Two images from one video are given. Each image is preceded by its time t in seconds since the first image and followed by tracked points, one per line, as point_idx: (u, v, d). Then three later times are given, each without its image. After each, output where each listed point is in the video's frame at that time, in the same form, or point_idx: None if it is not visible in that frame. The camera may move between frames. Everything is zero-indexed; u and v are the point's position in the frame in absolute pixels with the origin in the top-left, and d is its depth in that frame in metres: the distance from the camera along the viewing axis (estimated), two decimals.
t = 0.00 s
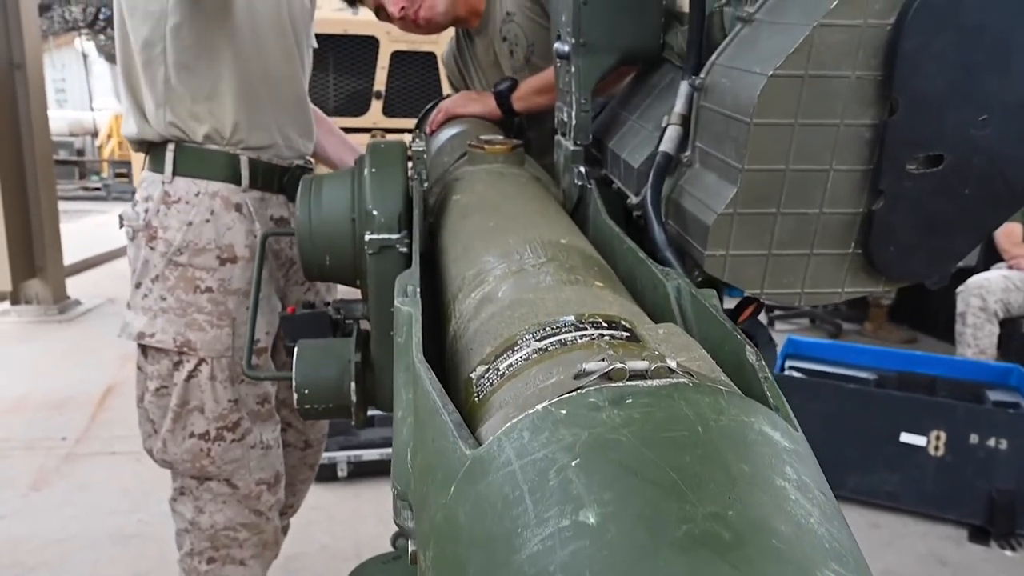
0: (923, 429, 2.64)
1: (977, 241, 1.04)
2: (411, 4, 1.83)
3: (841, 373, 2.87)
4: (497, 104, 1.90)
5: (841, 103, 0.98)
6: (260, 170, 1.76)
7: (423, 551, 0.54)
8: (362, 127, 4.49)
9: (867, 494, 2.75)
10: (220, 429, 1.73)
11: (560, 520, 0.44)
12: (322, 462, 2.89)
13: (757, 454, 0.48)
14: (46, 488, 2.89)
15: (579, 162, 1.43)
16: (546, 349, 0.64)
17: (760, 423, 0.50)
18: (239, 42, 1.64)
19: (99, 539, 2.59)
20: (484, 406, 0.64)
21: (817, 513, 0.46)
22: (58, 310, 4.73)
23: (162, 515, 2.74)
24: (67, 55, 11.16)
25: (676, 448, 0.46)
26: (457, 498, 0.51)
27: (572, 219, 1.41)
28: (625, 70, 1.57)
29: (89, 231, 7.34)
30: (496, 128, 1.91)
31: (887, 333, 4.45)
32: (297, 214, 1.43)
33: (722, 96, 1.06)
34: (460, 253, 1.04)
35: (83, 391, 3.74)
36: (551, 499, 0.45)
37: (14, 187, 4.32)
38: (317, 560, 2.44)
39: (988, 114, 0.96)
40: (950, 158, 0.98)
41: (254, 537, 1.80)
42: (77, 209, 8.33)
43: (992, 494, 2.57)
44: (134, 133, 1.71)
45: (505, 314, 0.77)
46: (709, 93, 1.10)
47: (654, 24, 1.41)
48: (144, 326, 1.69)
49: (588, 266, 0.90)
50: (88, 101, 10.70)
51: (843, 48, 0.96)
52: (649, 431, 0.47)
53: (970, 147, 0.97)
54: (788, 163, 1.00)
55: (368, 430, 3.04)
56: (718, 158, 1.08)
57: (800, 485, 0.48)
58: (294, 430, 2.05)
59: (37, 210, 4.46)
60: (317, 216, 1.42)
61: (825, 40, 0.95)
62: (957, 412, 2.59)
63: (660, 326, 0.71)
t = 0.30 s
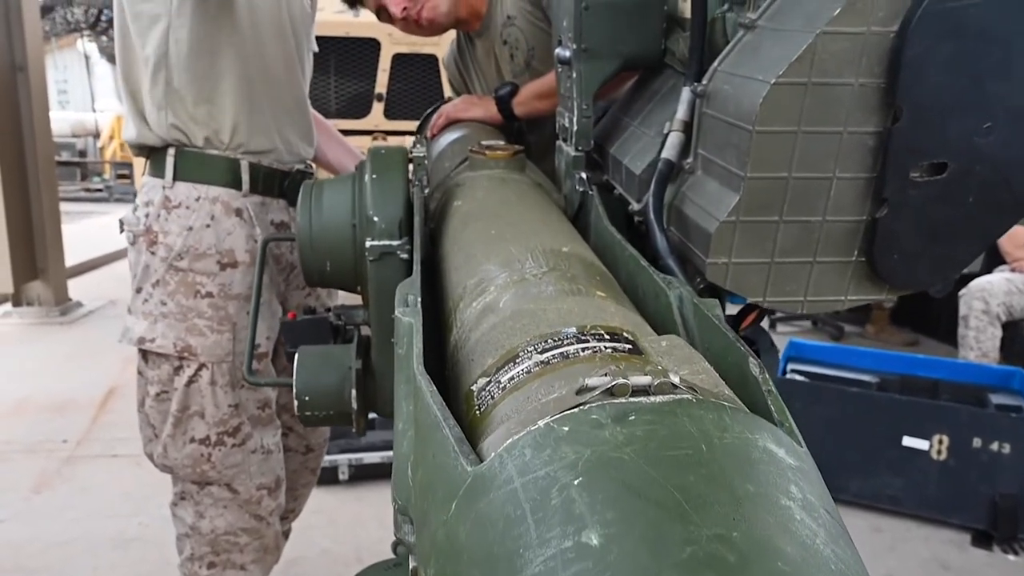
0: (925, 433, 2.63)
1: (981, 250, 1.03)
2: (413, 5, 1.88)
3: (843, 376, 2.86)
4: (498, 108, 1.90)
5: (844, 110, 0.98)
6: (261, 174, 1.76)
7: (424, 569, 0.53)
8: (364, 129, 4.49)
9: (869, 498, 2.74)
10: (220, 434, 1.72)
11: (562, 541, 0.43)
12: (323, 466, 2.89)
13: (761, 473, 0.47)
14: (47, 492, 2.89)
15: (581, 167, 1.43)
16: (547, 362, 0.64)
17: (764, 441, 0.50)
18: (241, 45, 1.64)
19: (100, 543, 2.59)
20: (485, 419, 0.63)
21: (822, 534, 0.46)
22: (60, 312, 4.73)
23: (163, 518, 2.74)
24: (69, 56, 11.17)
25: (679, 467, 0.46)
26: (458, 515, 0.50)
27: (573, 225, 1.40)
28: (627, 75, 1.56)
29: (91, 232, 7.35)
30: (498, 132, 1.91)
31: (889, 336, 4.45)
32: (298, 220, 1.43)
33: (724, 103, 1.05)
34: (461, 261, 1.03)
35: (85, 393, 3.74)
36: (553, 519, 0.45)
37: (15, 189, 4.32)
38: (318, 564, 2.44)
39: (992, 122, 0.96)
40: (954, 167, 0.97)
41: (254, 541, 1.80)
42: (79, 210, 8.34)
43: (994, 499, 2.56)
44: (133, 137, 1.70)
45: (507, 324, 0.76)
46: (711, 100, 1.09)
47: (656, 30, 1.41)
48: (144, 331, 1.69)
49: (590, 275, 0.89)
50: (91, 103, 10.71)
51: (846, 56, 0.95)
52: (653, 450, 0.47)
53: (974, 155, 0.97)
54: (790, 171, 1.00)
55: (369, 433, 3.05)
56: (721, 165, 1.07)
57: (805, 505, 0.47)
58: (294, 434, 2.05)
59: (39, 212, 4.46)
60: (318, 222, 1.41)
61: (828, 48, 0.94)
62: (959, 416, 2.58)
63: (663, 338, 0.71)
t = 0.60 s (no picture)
0: (930, 440, 2.62)
1: (987, 263, 1.02)
2: (421, 8, 1.94)
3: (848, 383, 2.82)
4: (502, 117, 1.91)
5: (850, 123, 0.97)
6: (264, 183, 1.75)
7: None
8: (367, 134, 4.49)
9: (873, 505, 2.73)
10: (224, 442, 1.72)
11: (568, 570, 0.43)
12: (326, 472, 2.88)
13: (769, 500, 0.47)
14: (50, 497, 2.89)
15: (585, 177, 1.43)
16: (552, 382, 0.63)
17: (771, 466, 0.49)
18: (247, 54, 1.66)
19: (102, 549, 2.59)
20: (489, 439, 0.63)
21: (832, 563, 0.45)
22: (64, 316, 4.74)
23: (166, 524, 2.74)
24: (73, 60, 11.21)
25: (686, 494, 0.45)
26: (462, 540, 0.50)
27: (577, 236, 1.40)
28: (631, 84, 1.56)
29: (94, 236, 7.36)
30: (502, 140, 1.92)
31: (893, 341, 4.44)
32: (302, 229, 1.42)
33: (729, 115, 1.05)
34: (464, 273, 1.03)
35: (88, 398, 3.74)
36: (558, 547, 0.44)
37: (19, 194, 4.33)
38: (321, 571, 2.43)
39: (999, 134, 0.95)
40: (960, 180, 0.97)
41: (257, 550, 1.79)
42: (83, 215, 8.36)
43: (1000, 507, 2.55)
44: (136, 147, 1.69)
45: (511, 340, 0.76)
46: (716, 111, 1.09)
47: (660, 40, 1.40)
48: (147, 340, 1.69)
49: (594, 289, 0.89)
50: (95, 107, 10.74)
51: (852, 69, 0.94)
52: (659, 476, 0.46)
53: (981, 168, 0.96)
54: (796, 184, 0.99)
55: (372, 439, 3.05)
56: (726, 177, 1.06)
57: (813, 532, 0.46)
58: (297, 442, 2.04)
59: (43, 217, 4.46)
60: (321, 231, 1.41)
61: (834, 61, 0.93)
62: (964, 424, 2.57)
63: (669, 356, 0.70)
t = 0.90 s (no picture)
0: (932, 448, 2.61)
1: (990, 276, 1.02)
2: (427, 10, 1.96)
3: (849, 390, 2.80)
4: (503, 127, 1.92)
5: (852, 137, 0.97)
6: (266, 192, 1.75)
7: None
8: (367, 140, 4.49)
9: (875, 512, 2.72)
10: (226, 451, 1.72)
11: None
12: (326, 479, 2.88)
13: (774, 529, 0.46)
14: (50, 504, 2.88)
15: (586, 188, 1.43)
16: (554, 403, 0.63)
17: (776, 492, 0.49)
18: (250, 63, 1.67)
19: (102, 557, 2.58)
20: (491, 460, 0.63)
21: None
22: (64, 321, 4.74)
23: (165, 531, 2.73)
24: (73, 65, 11.22)
25: (690, 523, 0.45)
26: (464, 566, 0.50)
27: (579, 247, 1.40)
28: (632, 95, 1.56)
29: (94, 241, 7.36)
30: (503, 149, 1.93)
31: (894, 346, 4.43)
32: (302, 240, 1.42)
33: (731, 129, 1.05)
34: (465, 287, 1.03)
35: (87, 404, 3.73)
36: None
37: (20, 200, 4.33)
38: None
39: (1001, 149, 0.95)
40: (962, 194, 0.97)
41: (257, 560, 1.79)
42: (84, 219, 8.37)
43: (1002, 514, 2.54)
44: (140, 152, 1.68)
45: (513, 359, 0.75)
46: (717, 124, 1.09)
47: (661, 51, 1.41)
48: (149, 349, 1.69)
49: (596, 305, 0.89)
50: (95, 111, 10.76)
51: (854, 84, 0.94)
52: (662, 504, 0.46)
53: (983, 183, 0.96)
54: (798, 198, 0.99)
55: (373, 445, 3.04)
56: (727, 191, 1.06)
57: (819, 560, 0.46)
58: (298, 450, 2.03)
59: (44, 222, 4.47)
60: (322, 241, 1.41)
61: (836, 75, 0.93)
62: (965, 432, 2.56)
63: (671, 375, 0.70)
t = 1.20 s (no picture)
0: (934, 456, 2.60)
1: (994, 291, 1.02)
2: (435, 12, 1.91)
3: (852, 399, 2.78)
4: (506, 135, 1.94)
5: (856, 152, 0.96)
6: (269, 202, 1.76)
7: None
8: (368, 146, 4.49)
9: (877, 520, 2.71)
10: (230, 461, 1.72)
11: None
12: (327, 486, 2.87)
13: (777, 558, 0.46)
14: (50, 511, 2.87)
15: (588, 200, 1.43)
16: (557, 424, 0.63)
17: (780, 519, 0.49)
18: (256, 74, 1.69)
19: (102, 564, 2.57)
20: (494, 481, 0.63)
21: None
22: (65, 326, 4.75)
23: (166, 538, 2.72)
24: (76, 69, 11.26)
25: (693, 554, 0.45)
26: None
27: (581, 258, 1.39)
28: (633, 106, 1.56)
29: (95, 245, 7.37)
30: (505, 159, 1.93)
31: (896, 353, 4.42)
32: (305, 250, 1.42)
33: (734, 143, 1.04)
34: (467, 301, 1.03)
35: (88, 409, 3.73)
36: None
37: (22, 205, 4.34)
38: None
39: (1004, 165, 0.95)
40: (965, 210, 0.96)
41: (259, 570, 1.78)
42: (85, 224, 8.39)
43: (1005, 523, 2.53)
44: (145, 156, 1.67)
45: (514, 377, 0.75)
46: (720, 138, 1.09)
47: (663, 63, 1.41)
48: (153, 359, 1.68)
49: (598, 321, 0.88)
50: (97, 116, 10.78)
51: (859, 100, 0.93)
52: (666, 533, 0.46)
53: (988, 198, 0.96)
54: (801, 213, 0.99)
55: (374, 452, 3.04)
56: (731, 205, 1.06)
57: None
58: (300, 459, 2.03)
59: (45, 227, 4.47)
60: (324, 252, 1.41)
61: (839, 91, 0.93)
62: (969, 440, 2.55)
63: (675, 395, 0.70)
